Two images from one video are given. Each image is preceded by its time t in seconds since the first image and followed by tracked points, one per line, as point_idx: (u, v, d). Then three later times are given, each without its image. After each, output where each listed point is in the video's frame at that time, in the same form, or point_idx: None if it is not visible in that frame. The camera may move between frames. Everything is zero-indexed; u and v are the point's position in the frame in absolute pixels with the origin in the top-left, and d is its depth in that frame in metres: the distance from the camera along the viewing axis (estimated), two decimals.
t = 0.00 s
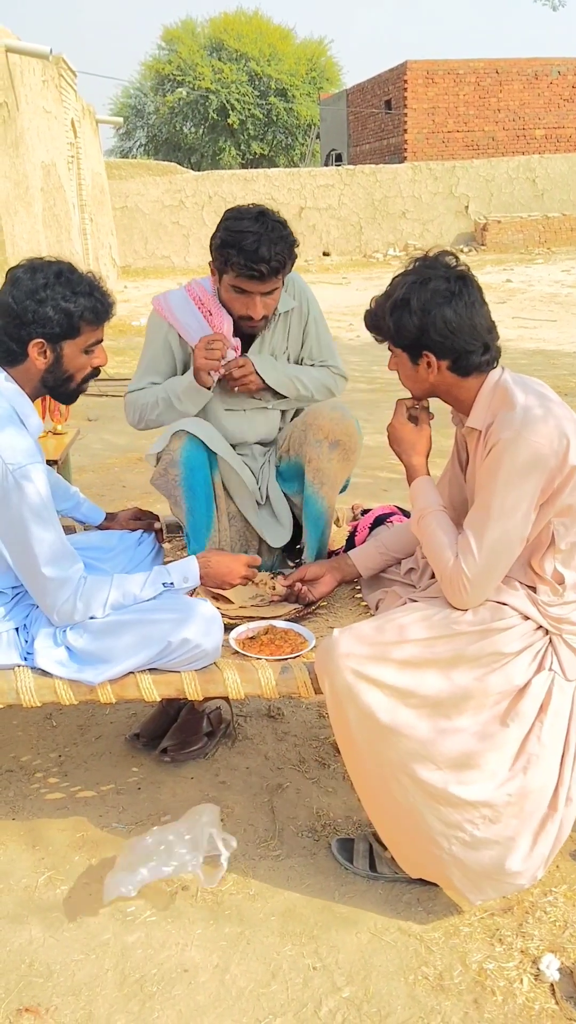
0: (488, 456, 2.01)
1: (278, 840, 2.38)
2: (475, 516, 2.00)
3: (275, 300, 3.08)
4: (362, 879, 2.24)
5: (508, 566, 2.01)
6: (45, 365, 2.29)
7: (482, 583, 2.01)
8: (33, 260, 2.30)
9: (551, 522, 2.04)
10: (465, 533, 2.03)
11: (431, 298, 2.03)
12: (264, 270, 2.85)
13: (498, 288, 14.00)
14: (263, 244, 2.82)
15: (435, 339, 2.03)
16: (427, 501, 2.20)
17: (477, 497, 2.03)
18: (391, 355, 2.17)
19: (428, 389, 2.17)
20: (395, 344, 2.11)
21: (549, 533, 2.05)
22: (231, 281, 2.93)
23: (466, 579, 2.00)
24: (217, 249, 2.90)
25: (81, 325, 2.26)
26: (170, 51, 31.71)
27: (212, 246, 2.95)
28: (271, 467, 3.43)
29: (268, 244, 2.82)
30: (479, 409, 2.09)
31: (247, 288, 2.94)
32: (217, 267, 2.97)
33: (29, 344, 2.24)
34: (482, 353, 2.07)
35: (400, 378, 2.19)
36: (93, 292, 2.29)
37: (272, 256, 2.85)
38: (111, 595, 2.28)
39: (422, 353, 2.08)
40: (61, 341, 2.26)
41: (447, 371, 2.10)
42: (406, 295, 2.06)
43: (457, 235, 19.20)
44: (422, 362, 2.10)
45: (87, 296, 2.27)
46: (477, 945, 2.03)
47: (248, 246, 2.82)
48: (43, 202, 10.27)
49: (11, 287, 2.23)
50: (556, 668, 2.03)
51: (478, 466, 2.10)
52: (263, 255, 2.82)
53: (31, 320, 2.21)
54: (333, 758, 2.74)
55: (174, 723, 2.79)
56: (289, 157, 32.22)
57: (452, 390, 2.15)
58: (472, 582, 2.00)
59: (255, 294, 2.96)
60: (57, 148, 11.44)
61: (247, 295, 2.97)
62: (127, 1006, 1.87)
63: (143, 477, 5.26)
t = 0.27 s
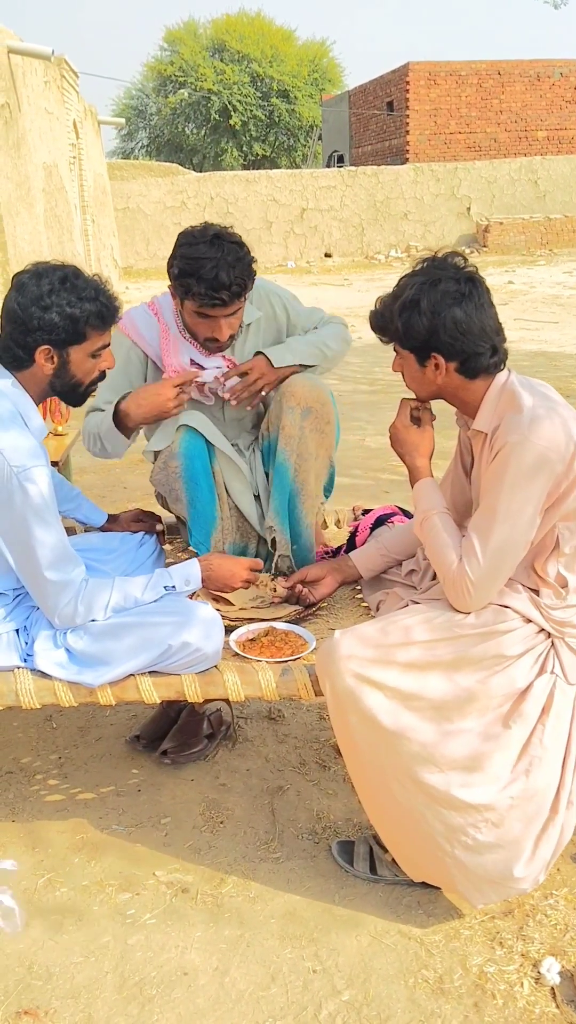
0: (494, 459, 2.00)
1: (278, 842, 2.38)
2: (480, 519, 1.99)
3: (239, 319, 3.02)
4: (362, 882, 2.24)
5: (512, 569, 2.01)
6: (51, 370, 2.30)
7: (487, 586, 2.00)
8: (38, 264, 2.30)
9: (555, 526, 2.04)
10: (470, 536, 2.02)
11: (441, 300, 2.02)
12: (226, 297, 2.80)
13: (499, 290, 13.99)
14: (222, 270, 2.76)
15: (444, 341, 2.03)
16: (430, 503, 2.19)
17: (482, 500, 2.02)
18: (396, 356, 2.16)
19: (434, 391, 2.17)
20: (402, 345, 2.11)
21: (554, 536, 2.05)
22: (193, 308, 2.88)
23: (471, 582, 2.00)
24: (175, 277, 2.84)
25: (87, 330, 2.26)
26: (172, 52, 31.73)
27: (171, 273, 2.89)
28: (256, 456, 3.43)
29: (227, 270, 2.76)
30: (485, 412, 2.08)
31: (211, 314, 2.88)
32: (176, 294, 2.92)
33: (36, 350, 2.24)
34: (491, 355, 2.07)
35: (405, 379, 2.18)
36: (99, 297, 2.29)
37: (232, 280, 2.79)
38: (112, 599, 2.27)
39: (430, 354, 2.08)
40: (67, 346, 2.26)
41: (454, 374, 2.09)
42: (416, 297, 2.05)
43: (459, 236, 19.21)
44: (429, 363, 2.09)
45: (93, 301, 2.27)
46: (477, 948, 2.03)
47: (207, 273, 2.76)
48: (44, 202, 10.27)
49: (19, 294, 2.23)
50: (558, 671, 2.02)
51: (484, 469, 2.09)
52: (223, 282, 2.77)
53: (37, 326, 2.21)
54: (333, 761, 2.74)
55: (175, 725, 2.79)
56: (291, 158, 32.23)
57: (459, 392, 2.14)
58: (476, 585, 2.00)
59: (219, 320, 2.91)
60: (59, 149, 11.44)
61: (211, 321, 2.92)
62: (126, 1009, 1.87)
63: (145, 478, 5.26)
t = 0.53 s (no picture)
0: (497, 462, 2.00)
1: (278, 845, 2.37)
2: (484, 521, 1.99)
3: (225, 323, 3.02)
4: (362, 884, 2.24)
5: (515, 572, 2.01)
6: (48, 369, 2.29)
7: (490, 589, 2.00)
8: (35, 263, 2.30)
9: (558, 529, 2.04)
10: (473, 538, 2.02)
11: (446, 301, 2.02)
12: (206, 298, 2.81)
13: (501, 291, 13.98)
14: (201, 272, 2.78)
15: (449, 342, 2.02)
16: (433, 505, 2.18)
17: (485, 502, 2.02)
18: (399, 357, 2.16)
19: (438, 392, 2.16)
20: (406, 346, 2.10)
21: (556, 539, 2.05)
22: (177, 313, 2.89)
23: (474, 585, 1.99)
24: (158, 284, 2.87)
25: (84, 329, 2.25)
26: (174, 53, 31.72)
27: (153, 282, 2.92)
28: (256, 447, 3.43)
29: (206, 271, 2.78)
30: (488, 414, 2.08)
31: (196, 318, 2.89)
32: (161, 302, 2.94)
33: (32, 348, 2.24)
34: (495, 356, 2.06)
35: (408, 379, 2.18)
36: (96, 296, 2.28)
37: (213, 282, 2.80)
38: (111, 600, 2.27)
39: (434, 356, 2.07)
40: (64, 345, 2.25)
41: (458, 375, 2.09)
42: (420, 298, 2.05)
43: (460, 237, 19.21)
44: (432, 364, 2.09)
45: (90, 300, 2.26)
46: (477, 951, 2.02)
47: (186, 276, 2.78)
48: (46, 203, 10.27)
49: (14, 293, 2.23)
50: (558, 674, 2.01)
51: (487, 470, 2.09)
52: (203, 284, 2.78)
53: (33, 325, 2.21)
54: (333, 763, 2.73)
55: (175, 727, 2.78)
56: (293, 158, 32.23)
57: (462, 393, 2.14)
58: (479, 588, 1.99)
59: (203, 323, 2.90)
60: (60, 149, 11.43)
61: (198, 326, 2.92)
62: (125, 1011, 1.87)
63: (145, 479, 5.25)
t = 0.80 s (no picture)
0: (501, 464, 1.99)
1: (277, 847, 2.37)
2: (488, 523, 1.98)
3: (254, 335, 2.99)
4: (361, 887, 2.23)
5: (520, 574, 2.00)
6: (38, 369, 2.29)
7: (496, 592, 1.99)
8: (24, 263, 2.29)
9: (561, 532, 2.04)
10: (478, 541, 2.01)
11: (450, 302, 2.02)
12: (238, 305, 2.77)
13: (501, 292, 13.98)
14: (234, 278, 2.75)
15: (453, 343, 2.02)
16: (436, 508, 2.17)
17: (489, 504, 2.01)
18: (402, 357, 2.16)
19: (441, 393, 2.15)
20: (409, 347, 2.10)
21: (559, 542, 2.05)
22: (206, 318, 2.85)
23: (480, 588, 1.99)
24: (190, 289, 2.84)
25: (73, 327, 2.25)
26: (175, 54, 31.73)
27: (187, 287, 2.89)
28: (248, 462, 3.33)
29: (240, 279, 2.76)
30: (492, 417, 2.08)
31: (224, 325, 2.85)
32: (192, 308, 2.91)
33: (23, 347, 2.23)
34: (499, 358, 2.05)
35: (410, 380, 2.17)
36: (86, 293, 2.28)
37: (245, 289, 2.77)
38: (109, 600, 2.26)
39: (438, 357, 2.06)
40: (55, 344, 2.25)
41: (461, 376, 2.08)
42: (425, 298, 2.04)
43: (461, 238, 19.22)
44: (436, 365, 2.08)
45: (80, 299, 2.26)
46: (477, 955, 2.01)
47: (220, 281, 2.75)
48: (47, 203, 10.28)
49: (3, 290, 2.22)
50: (559, 677, 2.01)
51: (491, 472, 2.08)
52: (236, 289, 2.75)
53: (23, 323, 2.20)
54: (333, 765, 2.72)
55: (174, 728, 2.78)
56: (293, 159, 32.23)
57: (465, 395, 2.13)
58: (485, 591, 1.99)
59: (232, 331, 2.86)
60: (61, 150, 11.44)
61: (225, 333, 2.88)
62: (123, 1014, 1.86)
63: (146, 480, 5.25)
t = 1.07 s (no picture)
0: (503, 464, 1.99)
1: (276, 848, 2.36)
2: (491, 524, 1.98)
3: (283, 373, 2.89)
4: (360, 888, 2.23)
5: (525, 575, 1.99)
6: (34, 369, 2.28)
7: (503, 593, 1.98)
8: (22, 263, 2.28)
9: (562, 533, 2.04)
10: (482, 542, 2.01)
11: (446, 302, 2.02)
12: (270, 351, 2.68)
13: (500, 293, 13.98)
14: (270, 323, 2.65)
15: (454, 343, 2.01)
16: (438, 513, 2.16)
17: (492, 506, 2.01)
18: (400, 364, 2.14)
19: (442, 396, 2.14)
20: (409, 352, 2.09)
21: (559, 542, 2.05)
22: (236, 357, 2.75)
23: (486, 589, 1.97)
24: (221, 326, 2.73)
25: (69, 328, 2.25)
26: (174, 54, 31.74)
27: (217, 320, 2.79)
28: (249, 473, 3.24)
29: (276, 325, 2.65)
30: (492, 417, 2.08)
31: (255, 366, 2.75)
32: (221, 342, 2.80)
33: (18, 347, 2.23)
34: (498, 354, 2.06)
35: (411, 387, 2.16)
36: (83, 294, 2.28)
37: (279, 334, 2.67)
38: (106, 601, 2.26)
39: (439, 359, 2.06)
40: (51, 345, 2.25)
41: (463, 375, 2.07)
42: (421, 301, 2.04)
43: (460, 239, 19.23)
44: (437, 367, 2.07)
45: (76, 299, 2.26)
46: (475, 957, 2.01)
47: (255, 324, 2.64)
48: (46, 204, 10.28)
49: None
50: (558, 678, 2.00)
51: (492, 474, 2.08)
52: (270, 335, 2.65)
53: (19, 323, 2.20)
54: (332, 766, 2.72)
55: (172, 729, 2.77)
56: (293, 159, 32.24)
57: (467, 395, 2.12)
58: (492, 593, 1.97)
59: (260, 372, 2.76)
60: (60, 150, 11.44)
61: (254, 373, 2.78)
62: (121, 1015, 1.86)
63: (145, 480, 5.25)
